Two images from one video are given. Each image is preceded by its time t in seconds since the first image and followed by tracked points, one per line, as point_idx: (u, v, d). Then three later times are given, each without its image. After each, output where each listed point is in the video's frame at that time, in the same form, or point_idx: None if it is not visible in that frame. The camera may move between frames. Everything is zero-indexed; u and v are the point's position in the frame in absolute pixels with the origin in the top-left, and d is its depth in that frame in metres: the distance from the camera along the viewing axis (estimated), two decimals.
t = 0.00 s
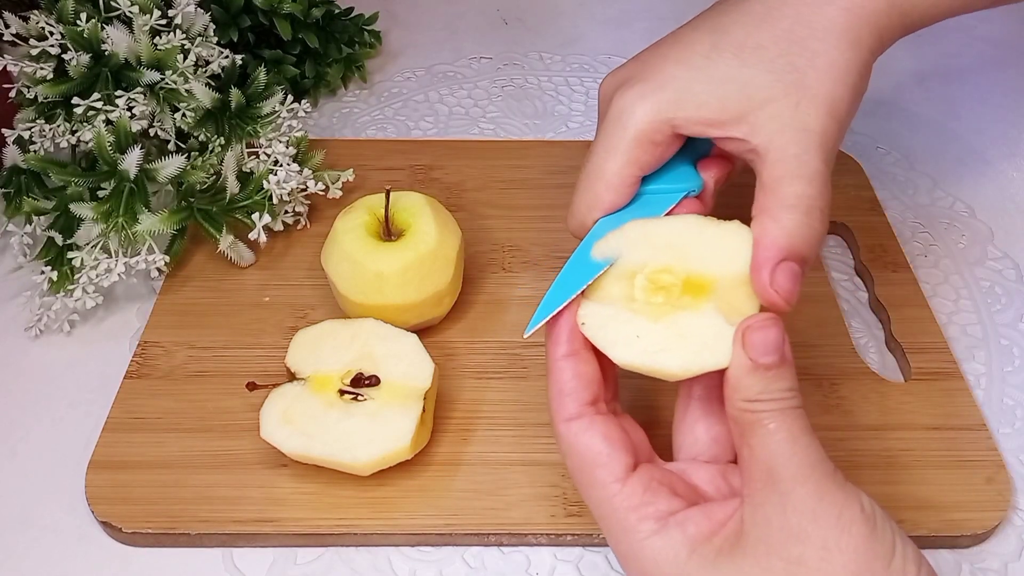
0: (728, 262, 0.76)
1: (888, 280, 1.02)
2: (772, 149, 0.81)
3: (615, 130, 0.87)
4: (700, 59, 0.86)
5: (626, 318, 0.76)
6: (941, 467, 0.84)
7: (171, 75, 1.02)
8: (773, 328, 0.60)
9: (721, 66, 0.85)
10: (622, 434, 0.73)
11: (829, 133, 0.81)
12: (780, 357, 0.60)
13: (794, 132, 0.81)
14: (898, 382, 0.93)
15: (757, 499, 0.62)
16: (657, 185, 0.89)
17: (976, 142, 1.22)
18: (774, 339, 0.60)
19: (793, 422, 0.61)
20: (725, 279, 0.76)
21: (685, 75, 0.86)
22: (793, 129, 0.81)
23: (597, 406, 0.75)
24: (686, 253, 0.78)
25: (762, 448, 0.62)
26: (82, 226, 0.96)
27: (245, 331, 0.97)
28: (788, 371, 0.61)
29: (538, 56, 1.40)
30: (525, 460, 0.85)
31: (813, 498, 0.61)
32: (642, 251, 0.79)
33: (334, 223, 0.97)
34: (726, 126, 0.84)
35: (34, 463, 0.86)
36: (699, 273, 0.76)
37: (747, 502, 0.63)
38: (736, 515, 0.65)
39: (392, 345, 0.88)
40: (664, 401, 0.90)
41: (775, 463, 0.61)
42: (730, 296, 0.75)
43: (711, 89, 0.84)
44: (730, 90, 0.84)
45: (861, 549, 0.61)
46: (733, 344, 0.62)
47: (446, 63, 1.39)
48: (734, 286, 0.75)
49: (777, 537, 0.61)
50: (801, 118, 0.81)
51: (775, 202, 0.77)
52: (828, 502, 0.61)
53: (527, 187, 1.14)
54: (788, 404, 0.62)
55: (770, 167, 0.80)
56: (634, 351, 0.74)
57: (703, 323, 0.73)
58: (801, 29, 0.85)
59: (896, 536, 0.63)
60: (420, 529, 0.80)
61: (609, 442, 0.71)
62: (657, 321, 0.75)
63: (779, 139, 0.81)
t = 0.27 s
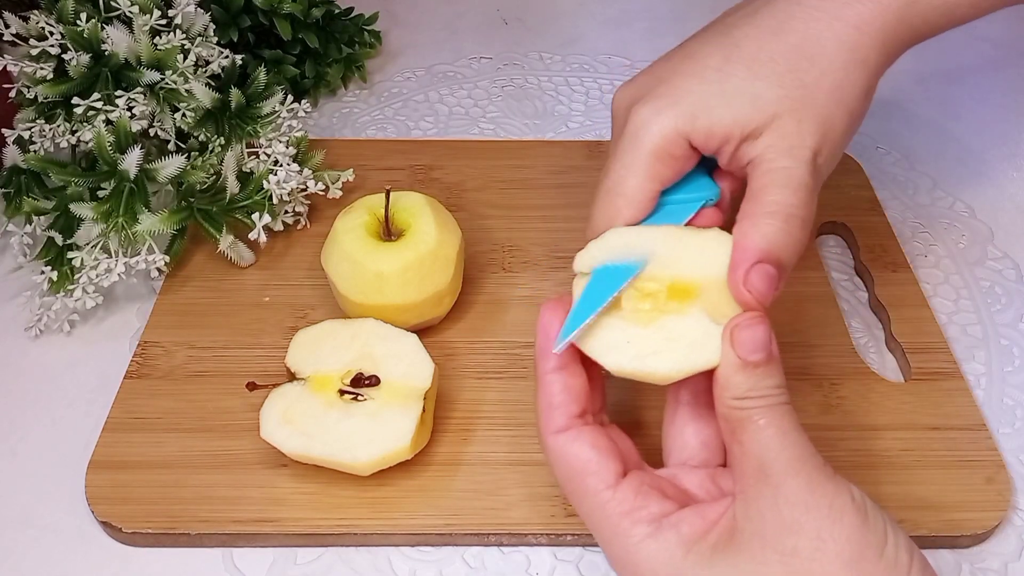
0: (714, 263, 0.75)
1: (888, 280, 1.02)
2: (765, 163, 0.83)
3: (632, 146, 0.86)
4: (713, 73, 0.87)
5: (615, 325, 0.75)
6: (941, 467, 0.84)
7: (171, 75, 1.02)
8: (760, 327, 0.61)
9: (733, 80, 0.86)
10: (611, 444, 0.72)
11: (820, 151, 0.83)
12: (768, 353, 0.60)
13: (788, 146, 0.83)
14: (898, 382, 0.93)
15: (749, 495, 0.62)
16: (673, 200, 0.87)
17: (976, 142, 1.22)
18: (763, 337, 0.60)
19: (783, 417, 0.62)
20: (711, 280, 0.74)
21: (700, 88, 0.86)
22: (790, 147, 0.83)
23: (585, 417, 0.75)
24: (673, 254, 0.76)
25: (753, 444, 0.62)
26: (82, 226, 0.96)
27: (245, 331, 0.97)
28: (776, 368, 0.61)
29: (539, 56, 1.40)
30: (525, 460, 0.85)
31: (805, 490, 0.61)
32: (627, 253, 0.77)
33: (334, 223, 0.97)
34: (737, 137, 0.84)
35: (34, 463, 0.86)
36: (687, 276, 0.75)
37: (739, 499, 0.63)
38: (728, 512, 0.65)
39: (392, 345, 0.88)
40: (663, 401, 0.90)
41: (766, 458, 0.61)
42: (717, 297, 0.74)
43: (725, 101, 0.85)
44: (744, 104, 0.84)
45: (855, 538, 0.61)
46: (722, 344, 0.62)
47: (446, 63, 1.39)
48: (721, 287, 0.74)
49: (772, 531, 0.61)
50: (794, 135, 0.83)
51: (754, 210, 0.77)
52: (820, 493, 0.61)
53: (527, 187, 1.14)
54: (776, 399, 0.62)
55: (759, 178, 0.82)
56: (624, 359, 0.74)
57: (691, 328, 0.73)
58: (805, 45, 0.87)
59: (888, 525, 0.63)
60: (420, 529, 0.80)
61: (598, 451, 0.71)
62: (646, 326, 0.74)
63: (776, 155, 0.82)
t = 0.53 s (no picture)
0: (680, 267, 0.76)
1: (887, 280, 1.02)
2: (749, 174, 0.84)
3: (650, 155, 0.87)
4: (732, 85, 0.88)
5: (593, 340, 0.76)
6: (941, 466, 0.84)
7: (171, 75, 1.02)
8: (738, 330, 0.62)
9: (753, 95, 0.87)
10: (591, 461, 0.72)
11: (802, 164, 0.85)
12: (748, 355, 0.62)
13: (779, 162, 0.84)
14: (898, 382, 0.93)
15: (735, 493, 0.63)
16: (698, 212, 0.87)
17: (976, 142, 1.22)
18: (741, 339, 0.62)
19: (763, 417, 0.63)
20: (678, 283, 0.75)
21: (721, 101, 0.87)
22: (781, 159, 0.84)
23: (562, 437, 0.75)
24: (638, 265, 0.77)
25: (734, 445, 0.63)
26: (82, 226, 0.96)
27: (246, 331, 0.97)
28: (755, 370, 0.63)
29: (539, 56, 1.40)
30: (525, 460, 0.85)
31: (788, 484, 0.61)
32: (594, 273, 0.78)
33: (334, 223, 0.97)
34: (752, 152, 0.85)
35: (34, 463, 0.86)
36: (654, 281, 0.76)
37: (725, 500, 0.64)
38: (715, 515, 0.65)
39: (392, 345, 0.88)
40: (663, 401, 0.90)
41: (748, 456, 0.62)
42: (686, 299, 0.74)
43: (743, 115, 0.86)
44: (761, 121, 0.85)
45: (843, 528, 0.61)
46: (703, 349, 0.63)
47: (447, 63, 1.39)
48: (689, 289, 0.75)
49: (760, 527, 0.61)
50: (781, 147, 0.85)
51: (724, 214, 0.78)
52: (804, 485, 0.62)
53: (527, 187, 1.14)
54: (756, 400, 0.63)
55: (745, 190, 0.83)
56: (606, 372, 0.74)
57: (668, 334, 0.74)
58: (806, 53, 0.87)
59: (873, 515, 0.64)
60: (421, 529, 0.80)
61: (578, 468, 0.71)
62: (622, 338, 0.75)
63: (767, 168, 0.84)
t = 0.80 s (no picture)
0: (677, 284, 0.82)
1: (887, 280, 1.02)
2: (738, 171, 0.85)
3: (626, 149, 0.89)
4: (706, 81, 0.89)
5: (593, 345, 0.79)
6: (942, 467, 0.84)
7: (171, 75, 1.02)
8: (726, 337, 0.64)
9: (722, 89, 0.88)
10: (592, 460, 0.73)
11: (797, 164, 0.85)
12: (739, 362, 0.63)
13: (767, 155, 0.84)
14: (898, 382, 0.93)
15: (738, 501, 0.62)
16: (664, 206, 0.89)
17: (976, 142, 1.22)
18: (730, 346, 0.64)
19: (764, 423, 0.63)
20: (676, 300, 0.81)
21: (690, 98, 0.88)
22: (763, 150, 0.84)
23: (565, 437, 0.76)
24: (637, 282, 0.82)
25: (737, 450, 0.62)
26: (82, 226, 0.96)
27: (246, 331, 0.97)
28: (750, 377, 0.64)
29: (539, 56, 1.40)
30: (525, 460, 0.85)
31: (793, 492, 0.60)
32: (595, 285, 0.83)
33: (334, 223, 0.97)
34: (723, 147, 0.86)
35: (34, 463, 0.86)
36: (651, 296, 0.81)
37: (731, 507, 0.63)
38: (719, 523, 0.64)
39: (392, 345, 0.88)
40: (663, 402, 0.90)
41: (751, 462, 0.62)
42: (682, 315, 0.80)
43: (712, 110, 0.87)
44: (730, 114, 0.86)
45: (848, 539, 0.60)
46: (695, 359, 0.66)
47: (447, 63, 1.39)
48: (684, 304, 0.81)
49: (764, 534, 0.60)
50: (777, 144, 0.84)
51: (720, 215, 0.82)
52: (810, 495, 0.61)
53: (527, 187, 1.14)
54: (756, 407, 0.63)
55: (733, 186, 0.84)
56: (606, 375, 0.77)
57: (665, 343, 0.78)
58: (802, 52, 0.87)
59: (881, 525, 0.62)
60: (421, 529, 0.80)
61: (581, 468, 0.71)
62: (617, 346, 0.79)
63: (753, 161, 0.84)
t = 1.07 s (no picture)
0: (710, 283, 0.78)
1: (888, 280, 1.02)
2: (746, 174, 0.84)
3: (603, 162, 0.90)
4: (681, 90, 0.90)
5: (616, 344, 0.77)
6: (942, 467, 0.84)
7: (171, 75, 1.02)
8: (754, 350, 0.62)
9: (699, 96, 0.89)
10: (615, 456, 0.74)
11: (809, 158, 0.84)
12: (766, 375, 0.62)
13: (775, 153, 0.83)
14: (898, 382, 0.93)
15: (758, 517, 0.62)
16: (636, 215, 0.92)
17: (976, 142, 1.22)
18: (757, 359, 0.62)
19: (787, 439, 0.62)
20: (708, 301, 0.77)
21: (669, 106, 0.90)
22: (760, 148, 0.84)
23: (590, 431, 0.76)
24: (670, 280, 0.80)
25: (757, 465, 0.62)
26: (82, 226, 0.96)
27: (246, 331, 0.97)
28: (776, 389, 0.62)
29: (539, 56, 1.40)
30: (525, 460, 0.85)
31: (809, 513, 0.60)
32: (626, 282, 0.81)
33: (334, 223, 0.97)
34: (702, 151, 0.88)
35: (33, 463, 0.86)
36: (685, 295, 0.78)
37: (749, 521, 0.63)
38: (736, 533, 0.65)
39: (394, 346, 0.88)
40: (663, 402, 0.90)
41: (770, 479, 0.61)
42: (715, 317, 0.77)
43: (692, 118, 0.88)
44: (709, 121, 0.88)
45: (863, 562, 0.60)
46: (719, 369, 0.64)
47: (447, 63, 1.39)
48: (719, 306, 0.77)
49: (778, 554, 0.60)
50: (782, 141, 0.84)
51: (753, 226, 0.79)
52: (827, 517, 0.60)
53: (527, 187, 1.14)
54: (781, 422, 0.62)
55: (746, 191, 0.83)
56: (627, 377, 0.75)
57: (693, 345, 0.75)
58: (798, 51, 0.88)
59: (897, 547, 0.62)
60: (420, 529, 0.80)
61: (602, 465, 0.73)
62: (647, 346, 0.76)
63: (760, 160, 0.84)
